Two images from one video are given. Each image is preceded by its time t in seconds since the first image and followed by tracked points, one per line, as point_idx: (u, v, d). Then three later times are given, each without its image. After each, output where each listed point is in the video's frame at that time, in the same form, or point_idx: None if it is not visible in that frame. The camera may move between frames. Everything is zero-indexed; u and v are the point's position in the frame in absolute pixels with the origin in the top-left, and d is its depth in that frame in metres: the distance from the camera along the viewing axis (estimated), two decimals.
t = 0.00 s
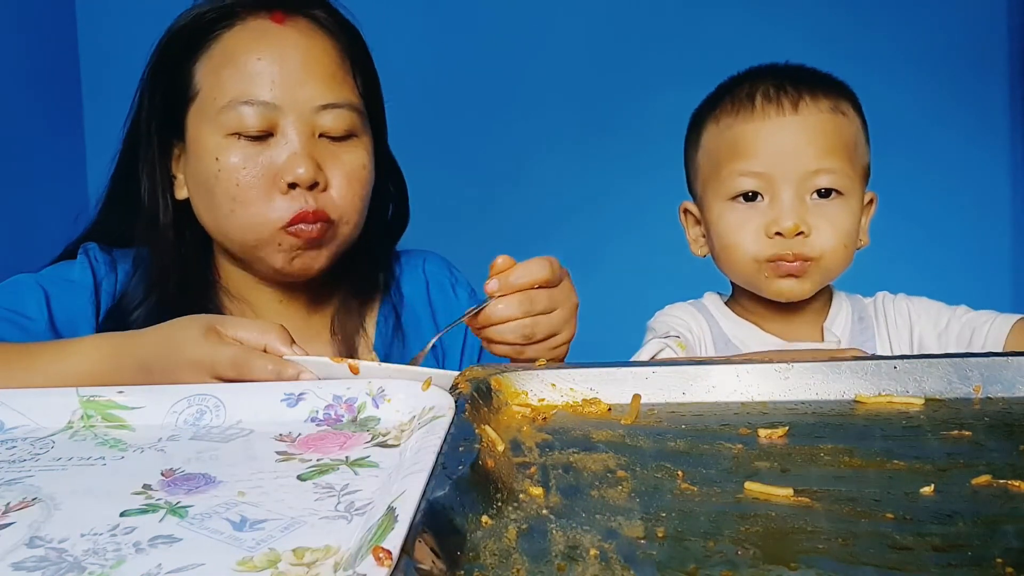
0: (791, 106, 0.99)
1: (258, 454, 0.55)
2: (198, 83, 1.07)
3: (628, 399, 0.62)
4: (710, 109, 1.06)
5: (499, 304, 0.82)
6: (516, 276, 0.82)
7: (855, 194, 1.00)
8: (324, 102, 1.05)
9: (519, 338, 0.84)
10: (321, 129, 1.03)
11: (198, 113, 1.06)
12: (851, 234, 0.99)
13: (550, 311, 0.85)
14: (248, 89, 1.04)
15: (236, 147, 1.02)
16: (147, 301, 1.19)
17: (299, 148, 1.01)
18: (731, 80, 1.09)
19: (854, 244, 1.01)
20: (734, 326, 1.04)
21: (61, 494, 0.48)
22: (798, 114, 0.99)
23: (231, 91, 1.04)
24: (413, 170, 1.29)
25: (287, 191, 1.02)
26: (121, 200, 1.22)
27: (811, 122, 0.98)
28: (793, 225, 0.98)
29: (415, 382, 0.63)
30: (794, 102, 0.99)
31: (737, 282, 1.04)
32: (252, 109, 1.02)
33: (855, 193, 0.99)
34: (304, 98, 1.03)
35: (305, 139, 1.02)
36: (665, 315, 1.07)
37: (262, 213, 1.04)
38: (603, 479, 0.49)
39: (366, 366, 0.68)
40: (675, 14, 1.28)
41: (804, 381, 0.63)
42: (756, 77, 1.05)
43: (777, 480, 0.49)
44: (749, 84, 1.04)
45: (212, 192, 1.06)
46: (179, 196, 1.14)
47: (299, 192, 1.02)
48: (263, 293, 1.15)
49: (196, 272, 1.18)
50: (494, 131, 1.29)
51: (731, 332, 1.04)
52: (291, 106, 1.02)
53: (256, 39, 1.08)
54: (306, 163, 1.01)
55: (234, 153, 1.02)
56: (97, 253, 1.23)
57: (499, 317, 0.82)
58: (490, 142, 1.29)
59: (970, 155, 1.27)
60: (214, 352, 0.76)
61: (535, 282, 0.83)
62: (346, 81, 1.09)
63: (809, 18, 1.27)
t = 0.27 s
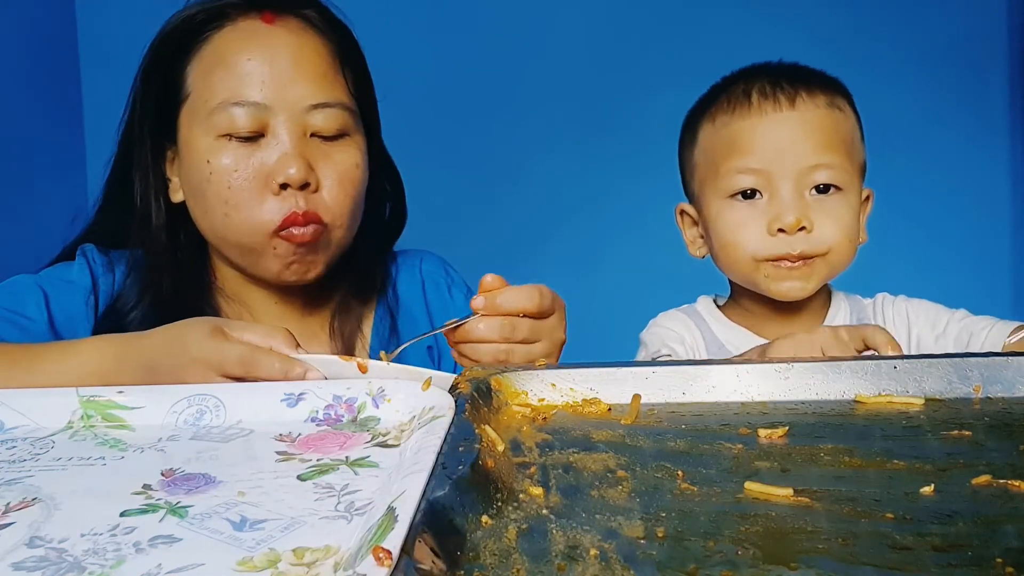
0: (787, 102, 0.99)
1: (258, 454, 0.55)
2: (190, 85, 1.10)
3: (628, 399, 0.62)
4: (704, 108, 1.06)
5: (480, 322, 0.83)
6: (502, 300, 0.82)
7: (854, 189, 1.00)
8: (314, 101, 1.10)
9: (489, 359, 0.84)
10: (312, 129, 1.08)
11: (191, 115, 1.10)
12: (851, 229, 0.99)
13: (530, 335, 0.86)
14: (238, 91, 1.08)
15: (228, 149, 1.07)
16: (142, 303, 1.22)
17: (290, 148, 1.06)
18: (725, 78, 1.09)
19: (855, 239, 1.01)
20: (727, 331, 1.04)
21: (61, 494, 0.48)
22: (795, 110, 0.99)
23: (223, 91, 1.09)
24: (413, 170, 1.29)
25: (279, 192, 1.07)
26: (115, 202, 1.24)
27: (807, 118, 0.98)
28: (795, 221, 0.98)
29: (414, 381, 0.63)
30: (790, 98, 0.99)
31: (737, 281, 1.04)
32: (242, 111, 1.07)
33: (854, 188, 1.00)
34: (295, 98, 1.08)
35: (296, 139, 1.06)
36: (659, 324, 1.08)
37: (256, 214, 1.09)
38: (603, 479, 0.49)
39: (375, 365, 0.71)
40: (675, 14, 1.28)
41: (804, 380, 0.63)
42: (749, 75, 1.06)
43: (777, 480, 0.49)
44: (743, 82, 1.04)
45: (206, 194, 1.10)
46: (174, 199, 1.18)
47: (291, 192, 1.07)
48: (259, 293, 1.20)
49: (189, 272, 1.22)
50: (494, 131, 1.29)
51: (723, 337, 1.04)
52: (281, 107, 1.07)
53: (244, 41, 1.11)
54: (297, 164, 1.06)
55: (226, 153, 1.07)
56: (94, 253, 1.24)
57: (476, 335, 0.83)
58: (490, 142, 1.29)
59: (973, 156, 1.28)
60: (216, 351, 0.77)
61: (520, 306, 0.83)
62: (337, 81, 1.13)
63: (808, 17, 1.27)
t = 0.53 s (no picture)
0: (781, 102, 0.99)
1: (258, 454, 0.55)
2: (188, 86, 1.08)
3: (628, 399, 0.62)
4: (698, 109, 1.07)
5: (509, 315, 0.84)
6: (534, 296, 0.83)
7: (851, 188, 0.99)
8: (314, 99, 1.07)
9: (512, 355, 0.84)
10: (314, 128, 1.05)
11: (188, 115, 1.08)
12: (848, 229, 0.98)
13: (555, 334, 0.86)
14: (238, 90, 1.06)
15: (230, 149, 1.04)
16: (142, 307, 1.22)
17: (292, 147, 1.03)
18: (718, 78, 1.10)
19: (852, 238, 1.00)
20: (714, 339, 1.04)
21: (61, 494, 0.48)
22: (789, 109, 0.99)
23: (220, 92, 1.06)
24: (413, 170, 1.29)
25: (281, 191, 1.04)
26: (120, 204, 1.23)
27: (802, 117, 0.98)
28: (791, 220, 0.97)
29: (414, 382, 0.63)
30: (784, 98, 1.00)
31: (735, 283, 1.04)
32: (243, 110, 1.04)
33: (849, 186, 0.99)
34: (294, 97, 1.06)
35: (299, 138, 1.04)
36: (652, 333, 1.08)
37: (254, 215, 1.06)
38: (603, 479, 0.49)
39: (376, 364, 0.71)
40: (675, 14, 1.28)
41: (803, 380, 0.63)
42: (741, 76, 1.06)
43: (777, 480, 0.49)
44: (736, 82, 1.05)
45: (207, 194, 1.08)
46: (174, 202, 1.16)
47: (292, 191, 1.04)
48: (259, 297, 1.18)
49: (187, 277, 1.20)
50: (494, 131, 1.29)
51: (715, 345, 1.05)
52: (283, 107, 1.04)
53: (241, 40, 1.09)
54: (300, 162, 1.03)
55: (230, 154, 1.04)
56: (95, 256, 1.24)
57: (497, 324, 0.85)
58: (490, 142, 1.29)
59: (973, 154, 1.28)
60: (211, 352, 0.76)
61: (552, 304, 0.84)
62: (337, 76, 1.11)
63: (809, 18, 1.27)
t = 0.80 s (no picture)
0: (781, 101, 1.00)
1: (258, 454, 0.55)
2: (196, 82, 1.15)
3: (628, 399, 0.62)
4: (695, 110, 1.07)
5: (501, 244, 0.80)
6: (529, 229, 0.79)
7: (850, 187, 1.00)
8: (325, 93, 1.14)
9: (499, 284, 0.82)
10: (325, 119, 1.12)
11: (200, 111, 1.13)
12: (850, 228, 0.98)
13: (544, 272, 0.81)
14: (249, 83, 1.12)
15: (244, 140, 1.11)
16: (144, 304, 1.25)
17: (305, 139, 1.10)
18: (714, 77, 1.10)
19: (853, 237, 1.00)
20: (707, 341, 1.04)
21: (61, 494, 0.48)
22: (789, 108, 0.99)
23: (231, 84, 1.13)
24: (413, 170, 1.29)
25: (295, 181, 1.10)
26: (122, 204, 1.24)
27: (801, 116, 0.99)
28: (795, 219, 0.97)
29: (415, 382, 0.63)
30: (784, 97, 1.00)
31: (737, 286, 1.03)
32: (256, 101, 1.11)
33: (849, 184, 0.99)
34: (308, 91, 1.13)
35: (311, 130, 1.11)
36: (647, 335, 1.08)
37: (268, 205, 1.12)
38: (603, 479, 0.49)
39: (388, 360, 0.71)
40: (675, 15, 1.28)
41: (804, 380, 0.63)
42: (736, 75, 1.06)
43: (777, 480, 0.49)
44: (731, 82, 1.05)
45: (217, 188, 1.14)
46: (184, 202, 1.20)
47: (307, 181, 1.10)
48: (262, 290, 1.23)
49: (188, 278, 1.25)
50: (494, 131, 1.29)
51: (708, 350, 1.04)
52: (295, 98, 1.12)
53: (252, 35, 1.16)
54: (315, 154, 1.10)
55: (244, 146, 1.10)
56: (97, 256, 1.25)
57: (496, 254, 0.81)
58: (490, 142, 1.29)
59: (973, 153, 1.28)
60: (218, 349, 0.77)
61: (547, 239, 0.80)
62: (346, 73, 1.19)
63: (808, 17, 1.27)
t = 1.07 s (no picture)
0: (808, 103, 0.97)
1: (258, 454, 0.55)
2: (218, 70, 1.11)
3: (627, 399, 0.62)
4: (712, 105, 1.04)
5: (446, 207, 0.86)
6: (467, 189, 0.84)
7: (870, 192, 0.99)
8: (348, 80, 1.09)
9: (443, 244, 0.87)
10: (349, 107, 1.08)
11: (224, 97, 1.09)
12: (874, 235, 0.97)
13: (478, 233, 0.85)
14: (272, 66, 1.08)
15: (268, 122, 1.06)
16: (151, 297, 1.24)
17: (329, 125, 1.06)
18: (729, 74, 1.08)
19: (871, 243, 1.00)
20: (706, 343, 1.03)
21: (61, 495, 0.48)
22: (816, 111, 0.97)
23: (254, 72, 1.08)
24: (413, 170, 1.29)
25: (318, 164, 1.06)
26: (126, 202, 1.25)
27: (828, 119, 0.97)
28: (827, 225, 0.95)
29: (414, 382, 0.63)
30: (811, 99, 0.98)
31: (757, 291, 1.01)
32: (279, 85, 1.07)
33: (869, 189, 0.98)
34: (331, 75, 1.08)
35: (334, 115, 1.07)
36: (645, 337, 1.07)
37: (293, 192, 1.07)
38: (603, 479, 0.49)
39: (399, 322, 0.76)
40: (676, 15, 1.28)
41: (804, 380, 0.63)
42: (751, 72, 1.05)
43: (777, 480, 0.49)
44: (749, 80, 1.03)
45: (238, 178, 1.09)
46: (196, 195, 1.19)
47: (330, 165, 1.05)
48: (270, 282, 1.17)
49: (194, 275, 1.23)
50: (493, 131, 1.29)
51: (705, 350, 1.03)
52: (319, 80, 1.07)
53: (273, 23, 1.11)
54: (339, 137, 1.05)
55: (268, 129, 1.06)
56: (98, 255, 1.25)
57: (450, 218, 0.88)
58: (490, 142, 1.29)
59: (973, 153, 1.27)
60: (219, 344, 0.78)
61: (481, 201, 0.84)
62: (361, 60, 1.14)
63: (808, 17, 1.27)
